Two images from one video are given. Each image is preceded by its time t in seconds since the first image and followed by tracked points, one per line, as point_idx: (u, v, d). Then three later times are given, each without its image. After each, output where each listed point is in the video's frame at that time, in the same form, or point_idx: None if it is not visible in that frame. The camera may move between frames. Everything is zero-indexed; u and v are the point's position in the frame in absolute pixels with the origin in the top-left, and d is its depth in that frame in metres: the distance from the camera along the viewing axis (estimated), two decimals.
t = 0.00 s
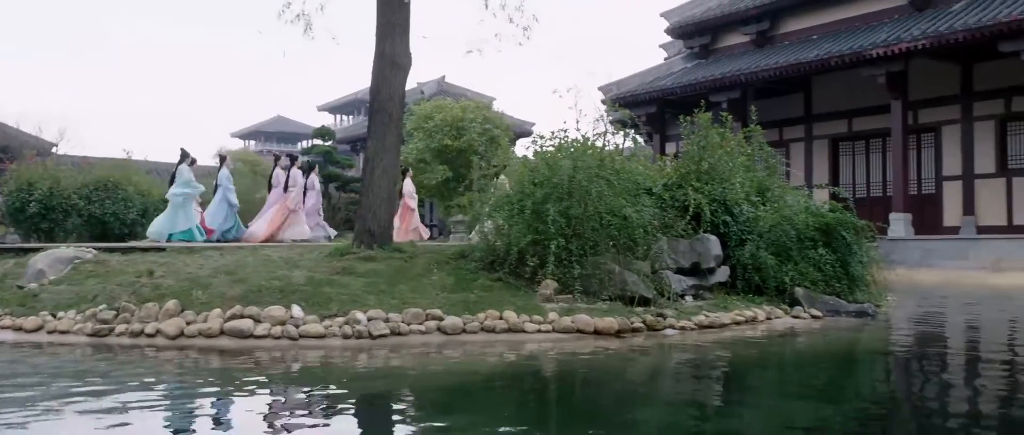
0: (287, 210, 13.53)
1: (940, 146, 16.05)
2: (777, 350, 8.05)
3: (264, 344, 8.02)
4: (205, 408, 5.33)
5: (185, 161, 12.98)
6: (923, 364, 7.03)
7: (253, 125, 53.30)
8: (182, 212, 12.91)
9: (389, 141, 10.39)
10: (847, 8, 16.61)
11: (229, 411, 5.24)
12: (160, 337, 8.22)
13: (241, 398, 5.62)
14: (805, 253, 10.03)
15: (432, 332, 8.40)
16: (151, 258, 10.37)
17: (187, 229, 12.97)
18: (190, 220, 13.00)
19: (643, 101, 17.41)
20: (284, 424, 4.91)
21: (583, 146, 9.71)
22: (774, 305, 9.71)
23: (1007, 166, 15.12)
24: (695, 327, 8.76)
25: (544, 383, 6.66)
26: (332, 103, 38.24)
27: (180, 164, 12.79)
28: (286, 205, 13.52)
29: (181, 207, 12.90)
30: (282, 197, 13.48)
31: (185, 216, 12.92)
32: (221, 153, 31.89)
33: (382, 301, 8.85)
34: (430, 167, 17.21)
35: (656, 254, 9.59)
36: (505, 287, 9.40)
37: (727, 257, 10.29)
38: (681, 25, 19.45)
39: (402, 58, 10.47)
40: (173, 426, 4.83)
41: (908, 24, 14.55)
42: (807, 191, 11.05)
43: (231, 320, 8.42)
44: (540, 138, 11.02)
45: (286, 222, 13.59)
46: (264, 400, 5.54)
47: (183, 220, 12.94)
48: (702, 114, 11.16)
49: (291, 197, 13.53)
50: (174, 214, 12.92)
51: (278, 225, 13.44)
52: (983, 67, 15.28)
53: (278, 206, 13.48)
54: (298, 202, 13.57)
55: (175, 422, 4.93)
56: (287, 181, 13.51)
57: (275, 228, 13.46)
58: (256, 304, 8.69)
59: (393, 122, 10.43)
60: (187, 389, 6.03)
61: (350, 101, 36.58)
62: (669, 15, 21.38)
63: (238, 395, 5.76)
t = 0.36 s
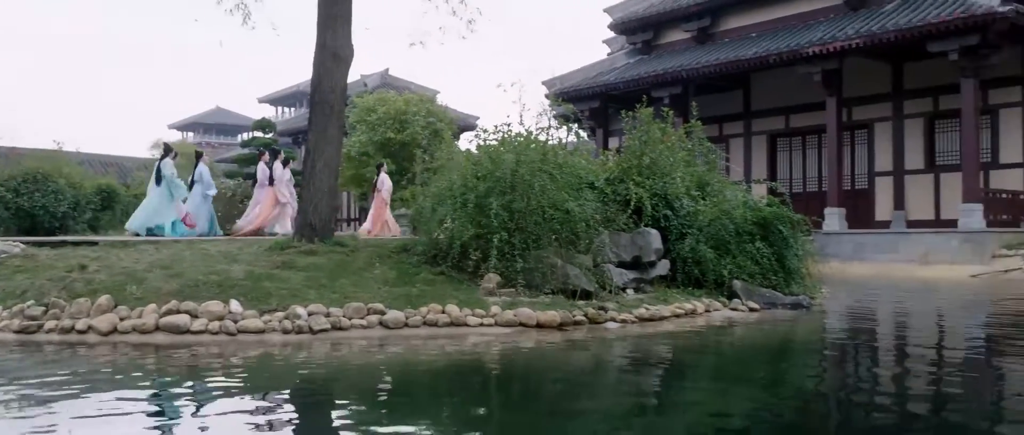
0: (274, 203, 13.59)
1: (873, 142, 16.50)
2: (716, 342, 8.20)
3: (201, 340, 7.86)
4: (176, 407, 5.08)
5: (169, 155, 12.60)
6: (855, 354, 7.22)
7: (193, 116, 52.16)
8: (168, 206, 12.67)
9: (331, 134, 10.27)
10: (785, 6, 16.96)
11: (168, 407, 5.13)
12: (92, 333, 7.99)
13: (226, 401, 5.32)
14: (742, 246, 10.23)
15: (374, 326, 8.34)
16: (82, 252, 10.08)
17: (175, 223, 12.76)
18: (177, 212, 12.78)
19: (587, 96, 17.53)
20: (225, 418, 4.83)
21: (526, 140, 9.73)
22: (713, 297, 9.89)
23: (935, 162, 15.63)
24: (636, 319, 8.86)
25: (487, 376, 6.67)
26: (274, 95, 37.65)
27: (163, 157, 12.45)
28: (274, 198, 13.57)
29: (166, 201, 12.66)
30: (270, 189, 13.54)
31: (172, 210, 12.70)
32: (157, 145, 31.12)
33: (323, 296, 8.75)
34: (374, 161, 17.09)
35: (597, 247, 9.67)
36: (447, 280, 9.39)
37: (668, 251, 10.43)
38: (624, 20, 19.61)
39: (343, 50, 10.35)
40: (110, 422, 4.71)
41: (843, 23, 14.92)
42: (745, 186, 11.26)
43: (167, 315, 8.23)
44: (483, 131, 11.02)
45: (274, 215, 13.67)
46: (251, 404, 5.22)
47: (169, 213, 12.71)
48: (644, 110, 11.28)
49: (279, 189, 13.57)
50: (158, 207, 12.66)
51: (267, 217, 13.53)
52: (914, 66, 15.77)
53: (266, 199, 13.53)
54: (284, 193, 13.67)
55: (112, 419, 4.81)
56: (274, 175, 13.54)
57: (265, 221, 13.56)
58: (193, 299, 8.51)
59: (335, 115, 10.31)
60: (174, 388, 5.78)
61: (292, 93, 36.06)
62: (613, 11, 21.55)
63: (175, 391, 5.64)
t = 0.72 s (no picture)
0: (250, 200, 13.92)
1: (805, 140, 16.92)
2: (652, 336, 8.31)
3: (130, 339, 7.65)
4: (95, 416, 4.80)
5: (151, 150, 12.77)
6: (786, 347, 7.39)
7: (124, 108, 50.77)
8: (145, 200, 12.85)
9: (266, 128, 10.10)
10: (721, 6, 17.27)
11: (95, 408, 4.98)
12: (14, 333, 7.71)
13: (153, 406, 5.04)
14: (678, 242, 10.39)
15: (310, 323, 8.23)
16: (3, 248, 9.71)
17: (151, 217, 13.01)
18: (153, 206, 13.03)
19: (526, 92, 17.59)
20: (156, 419, 4.71)
21: (465, 136, 9.71)
22: (649, 292, 10.03)
23: (863, 160, 16.10)
24: (573, 314, 8.93)
25: (424, 372, 6.64)
26: (208, 88, 36.87)
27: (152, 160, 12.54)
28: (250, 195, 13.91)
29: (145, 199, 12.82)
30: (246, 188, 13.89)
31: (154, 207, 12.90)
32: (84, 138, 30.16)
33: (258, 293, 8.60)
34: (311, 156, 16.87)
35: (536, 243, 9.71)
36: (385, 276, 9.32)
37: (605, 246, 10.53)
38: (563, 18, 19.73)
39: (280, 43, 10.20)
40: (34, 426, 4.55)
41: (777, 23, 15.25)
42: (681, 183, 11.44)
43: (94, 313, 7.99)
44: (422, 126, 10.96)
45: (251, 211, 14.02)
46: (177, 410, 4.94)
47: (147, 207, 12.91)
48: (582, 106, 11.37)
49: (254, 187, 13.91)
50: (133, 202, 12.80)
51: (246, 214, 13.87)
52: (843, 67, 16.22)
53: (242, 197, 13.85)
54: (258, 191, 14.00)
55: (35, 422, 4.64)
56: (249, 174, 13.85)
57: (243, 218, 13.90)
58: (122, 297, 8.28)
59: (271, 109, 10.15)
60: (112, 389, 5.60)
61: (227, 86, 35.36)
62: (553, 8, 21.67)
63: (103, 392, 5.48)
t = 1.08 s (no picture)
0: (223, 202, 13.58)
1: (741, 142, 17.25)
2: (591, 335, 8.38)
3: (56, 342, 7.41)
4: (13, 428, 4.56)
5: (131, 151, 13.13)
6: (721, 345, 7.53)
7: (52, 103, 49.21)
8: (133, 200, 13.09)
9: (200, 126, 9.89)
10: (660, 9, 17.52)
11: (19, 416, 4.81)
12: None
13: (77, 415, 4.82)
14: (617, 242, 10.49)
15: (246, 324, 8.09)
16: None
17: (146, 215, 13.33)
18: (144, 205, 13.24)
19: (467, 92, 17.59)
20: (84, 426, 4.57)
21: (406, 135, 9.66)
22: (589, 292, 10.10)
23: (797, 162, 16.49)
24: (513, 314, 8.94)
25: (363, 373, 6.58)
26: (141, 84, 35.98)
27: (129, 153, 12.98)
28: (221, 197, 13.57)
29: (138, 196, 13.11)
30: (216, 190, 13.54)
31: (144, 202, 13.16)
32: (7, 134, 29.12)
33: (191, 294, 8.42)
34: (248, 154, 16.60)
35: (476, 243, 9.70)
36: (323, 277, 9.21)
37: (545, 246, 10.57)
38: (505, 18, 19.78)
39: (215, 39, 10.00)
40: None
41: (714, 27, 15.52)
42: (621, 183, 11.55)
43: (18, 316, 7.71)
44: (361, 125, 10.87)
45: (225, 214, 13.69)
46: (101, 419, 4.73)
47: (139, 206, 13.14)
48: (523, 106, 11.42)
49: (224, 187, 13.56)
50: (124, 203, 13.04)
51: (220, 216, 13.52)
52: (779, 70, 16.57)
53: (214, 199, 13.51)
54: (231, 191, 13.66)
55: None
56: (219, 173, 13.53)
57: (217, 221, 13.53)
58: (48, 299, 8.01)
59: (205, 106, 9.94)
60: (37, 394, 5.41)
61: (161, 82, 34.57)
62: (494, 8, 21.71)
63: (27, 398, 5.29)
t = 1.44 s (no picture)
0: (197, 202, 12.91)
1: (685, 143, 17.48)
2: (536, 335, 8.41)
3: None
4: None
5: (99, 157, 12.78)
6: (663, 344, 7.63)
7: None
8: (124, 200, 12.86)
9: (138, 124, 9.65)
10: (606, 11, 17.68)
11: None
12: None
13: (2, 427, 4.59)
14: (562, 242, 10.54)
15: (184, 327, 7.92)
16: None
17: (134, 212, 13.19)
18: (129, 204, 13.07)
19: (414, 92, 17.51)
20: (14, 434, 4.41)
21: (350, 135, 9.57)
22: (534, 292, 10.13)
23: (739, 163, 16.78)
24: (458, 314, 8.92)
25: (306, 375, 6.49)
26: (76, 80, 34.98)
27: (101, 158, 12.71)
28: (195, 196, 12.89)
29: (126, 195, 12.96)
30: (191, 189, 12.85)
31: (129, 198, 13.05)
32: None
33: (128, 296, 8.21)
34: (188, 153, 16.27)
35: (421, 243, 9.65)
36: (265, 278, 9.07)
37: (490, 246, 10.57)
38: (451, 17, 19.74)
39: (153, 35, 9.78)
40: None
41: (658, 29, 15.71)
42: (566, 183, 11.61)
43: None
44: (305, 124, 10.74)
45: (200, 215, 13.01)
46: (29, 430, 4.51)
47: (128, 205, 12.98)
48: (469, 106, 11.40)
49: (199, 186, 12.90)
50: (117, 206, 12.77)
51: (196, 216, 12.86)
52: (721, 73, 16.84)
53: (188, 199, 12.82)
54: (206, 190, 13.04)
55: None
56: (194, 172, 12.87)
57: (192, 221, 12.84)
58: None
59: (143, 103, 9.71)
60: None
61: (97, 78, 33.66)
62: (441, 7, 21.65)
63: None
